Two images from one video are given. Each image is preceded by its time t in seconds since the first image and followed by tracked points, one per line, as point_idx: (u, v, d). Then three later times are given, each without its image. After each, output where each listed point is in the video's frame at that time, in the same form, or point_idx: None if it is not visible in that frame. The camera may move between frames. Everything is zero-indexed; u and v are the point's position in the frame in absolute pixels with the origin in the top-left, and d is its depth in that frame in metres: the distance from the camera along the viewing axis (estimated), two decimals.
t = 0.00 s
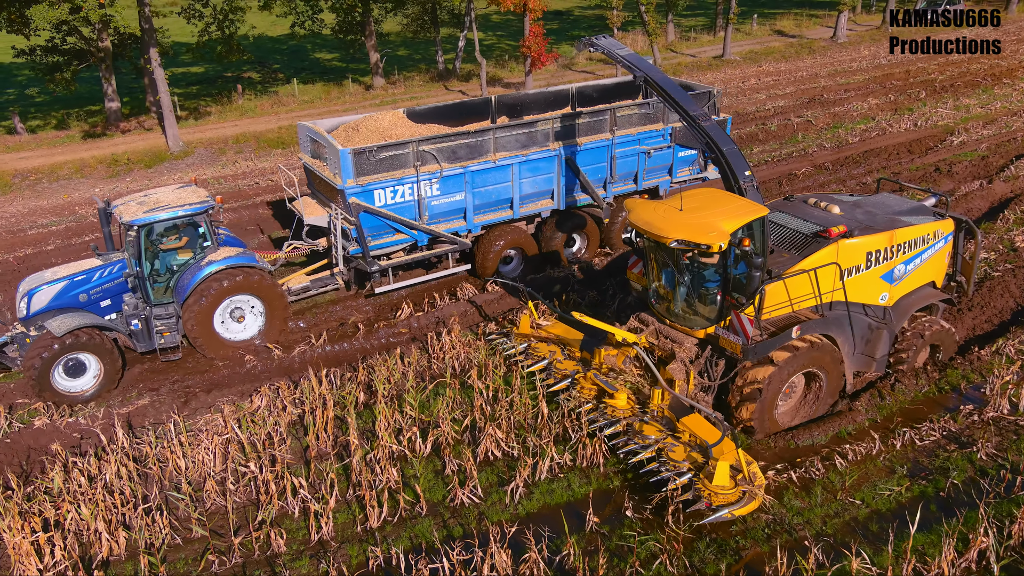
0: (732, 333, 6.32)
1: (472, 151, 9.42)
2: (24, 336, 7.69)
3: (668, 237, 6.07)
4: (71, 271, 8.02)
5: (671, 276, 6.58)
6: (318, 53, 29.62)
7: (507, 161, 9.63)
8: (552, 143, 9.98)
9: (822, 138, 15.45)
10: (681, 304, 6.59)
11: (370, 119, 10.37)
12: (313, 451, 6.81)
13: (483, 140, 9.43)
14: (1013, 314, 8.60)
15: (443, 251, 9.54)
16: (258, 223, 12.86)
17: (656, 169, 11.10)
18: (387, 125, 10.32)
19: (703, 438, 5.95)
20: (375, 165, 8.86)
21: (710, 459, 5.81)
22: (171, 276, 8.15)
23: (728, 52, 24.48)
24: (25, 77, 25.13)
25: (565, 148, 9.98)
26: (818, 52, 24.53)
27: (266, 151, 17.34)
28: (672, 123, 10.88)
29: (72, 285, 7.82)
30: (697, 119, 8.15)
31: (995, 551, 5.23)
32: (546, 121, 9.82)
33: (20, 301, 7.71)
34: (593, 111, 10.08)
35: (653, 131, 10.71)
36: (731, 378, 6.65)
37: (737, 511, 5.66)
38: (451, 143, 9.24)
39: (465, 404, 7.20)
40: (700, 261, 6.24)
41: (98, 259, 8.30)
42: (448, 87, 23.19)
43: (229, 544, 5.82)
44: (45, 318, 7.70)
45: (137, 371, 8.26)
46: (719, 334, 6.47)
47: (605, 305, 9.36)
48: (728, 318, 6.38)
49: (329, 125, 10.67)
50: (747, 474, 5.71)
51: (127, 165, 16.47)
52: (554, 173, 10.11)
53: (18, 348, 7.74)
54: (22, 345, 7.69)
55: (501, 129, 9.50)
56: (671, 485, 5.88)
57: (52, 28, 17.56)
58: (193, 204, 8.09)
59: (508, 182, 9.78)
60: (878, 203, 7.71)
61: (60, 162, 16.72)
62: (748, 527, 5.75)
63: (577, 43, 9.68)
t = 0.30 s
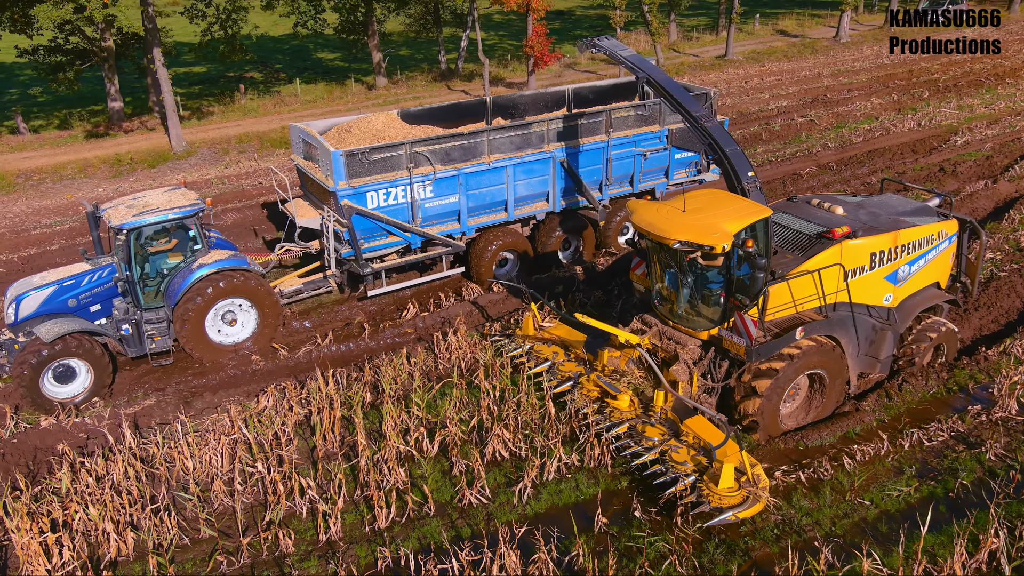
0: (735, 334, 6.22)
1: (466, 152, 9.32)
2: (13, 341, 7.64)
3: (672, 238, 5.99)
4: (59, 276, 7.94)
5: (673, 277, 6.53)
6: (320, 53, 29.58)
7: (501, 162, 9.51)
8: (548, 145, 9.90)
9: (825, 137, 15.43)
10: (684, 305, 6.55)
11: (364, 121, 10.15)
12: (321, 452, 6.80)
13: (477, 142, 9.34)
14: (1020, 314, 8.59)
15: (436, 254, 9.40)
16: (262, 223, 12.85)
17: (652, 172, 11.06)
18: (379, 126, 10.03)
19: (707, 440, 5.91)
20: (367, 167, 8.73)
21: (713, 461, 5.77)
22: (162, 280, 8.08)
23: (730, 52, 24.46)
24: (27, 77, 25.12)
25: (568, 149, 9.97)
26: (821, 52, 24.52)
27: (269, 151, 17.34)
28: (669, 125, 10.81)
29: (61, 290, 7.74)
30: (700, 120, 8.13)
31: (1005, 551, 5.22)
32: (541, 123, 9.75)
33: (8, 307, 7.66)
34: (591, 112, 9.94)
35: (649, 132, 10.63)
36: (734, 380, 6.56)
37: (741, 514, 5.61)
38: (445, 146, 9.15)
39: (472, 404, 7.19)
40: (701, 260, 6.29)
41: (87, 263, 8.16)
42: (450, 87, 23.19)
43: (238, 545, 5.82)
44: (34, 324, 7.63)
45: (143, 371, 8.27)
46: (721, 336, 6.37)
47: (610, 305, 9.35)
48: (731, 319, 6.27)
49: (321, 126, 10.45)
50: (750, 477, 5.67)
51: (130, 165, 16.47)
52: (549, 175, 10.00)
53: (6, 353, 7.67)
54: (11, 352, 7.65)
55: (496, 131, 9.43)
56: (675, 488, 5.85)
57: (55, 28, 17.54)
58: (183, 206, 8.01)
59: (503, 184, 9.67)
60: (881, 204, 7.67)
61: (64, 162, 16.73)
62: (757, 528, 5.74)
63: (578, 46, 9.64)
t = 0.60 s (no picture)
0: (737, 335, 6.24)
1: (458, 154, 9.33)
2: None
3: (674, 239, 5.95)
4: (46, 280, 7.79)
5: (675, 277, 6.52)
6: (322, 53, 29.52)
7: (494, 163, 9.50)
8: (540, 147, 9.95)
9: (828, 137, 15.42)
10: (685, 306, 6.54)
11: (355, 122, 10.12)
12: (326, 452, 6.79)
13: (469, 144, 9.35)
14: None
15: (428, 257, 9.36)
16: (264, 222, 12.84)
17: (647, 173, 11.00)
18: (371, 128, 10.02)
19: (709, 441, 5.84)
20: (359, 169, 8.72)
21: (716, 462, 5.71)
22: (150, 284, 7.95)
23: (733, 51, 24.43)
24: (28, 77, 25.10)
25: (568, 148, 10.04)
26: (823, 52, 24.51)
27: (272, 151, 17.33)
28: (663, 127, 10.82)
29: (48, 295, 7.58)
30: (701, 120, 8.07)
31: (1013, 552, 5.21)
32: (534, 124, 9.83)
33: None
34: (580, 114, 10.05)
35: (643, 134, 10.63)
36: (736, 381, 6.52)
37: (744, 516, 5.61)
38: (437, 147, 9.14)
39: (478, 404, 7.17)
40: (705, 261, 6.25)
41: (72, 266, 8.06)
42: (452, 87, 23.18)
43: (244, 545, 5.82)
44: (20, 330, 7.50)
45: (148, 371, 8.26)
46: (724, 337, 6.35)
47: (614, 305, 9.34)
48: (733, 320, 6.27)
49: (314, 127, 10.37)
50: (753, 478, 5.66)
51: (133, 164, 16.46)
52: (542, 177, 9.98)
53: None
54: None
55: (488, 132, 9.46)
56: (677, 491, 5.85)
57: (58, 28, 17.53)
58: (172, 209, 7.90)
59: (496, 186, 9.64)
60: (883, 205, 7.62)
61: (66, 162, 16.72)
62: (764, 528, 5.73)
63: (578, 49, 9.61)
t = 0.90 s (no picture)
0: (736, 336, 6.20)
1: (447, 155, 9.27)
2: None
3: (673, 240, 5.91)
4: (29, 286, 7.78)
5: (675, 277, 6.44)
6: (323, 52, 29.48)
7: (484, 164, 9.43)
8: (530, 148, 9.89)
9: (830, 137, 15.40)
10: (685, 307, 6.47)
11: (343, 123, 10.09)
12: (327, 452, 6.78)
13: (458, 145, 9.29)
14: None
15: (417, 259, 9.32)
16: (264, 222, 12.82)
17: (639, 175, 10.96)
18: (359, 129, 10.00)
19: (708, 443, 5.80)
20: (345, 170, 8.63)
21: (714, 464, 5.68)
22: (136, 288, 7.90)
23: (734, 51, 24.40)
24: (29, 77, 25.08)
25: (568, 148, 10.04)
26: (824, 52, 24.49)
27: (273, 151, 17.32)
28: (655, 128, 10.83)
29: (31, 300, 7.57)
30: (700, 120, 8.01)
31: (1017, 553, 5.20)
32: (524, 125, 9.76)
33: None
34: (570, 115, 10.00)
35: (635, 135, 10.60)
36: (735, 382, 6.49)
37: (742, 517, 5.56)
38: (425, 148, 9.07)
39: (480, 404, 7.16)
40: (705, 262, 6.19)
41: (56, 273, 8.02)
42: (453, 86, 23.17)
43: (245, 545, 5.81)
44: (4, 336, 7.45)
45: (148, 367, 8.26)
46: (723, 338, 6.32)
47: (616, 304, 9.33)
48: (733, 321, 6.23)
49: (300, 129, 10.23)
50: (751, 480, 5.59)
51: (134, 164, 16.45)
52: (533, 179, 9.91)
53: None
54: None
55: (477, 133, 9.41)
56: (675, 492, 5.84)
57: (58, 28, 17.52)
58: (157, 212, 7.85)
59: (485, 188, 9.57)
60: (884, 205, 7.60)
61: (67, 162, 16.70)
62: (767, 528, 5.72)
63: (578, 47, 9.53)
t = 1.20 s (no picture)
0: (734, 338, 6.18)
1: (435, 157, 9.19)
2: None
3: (670, 241, 5.94)
4: (11, 291, 7.70)
5: (672, 280, 6.47)
6: (323, 52, 29.44)
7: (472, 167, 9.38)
8: (519, 150, 9.82)
9: (830, 137, 15.39)
10: (683, 307, 6.47)
11: (330, 125, 10.07)
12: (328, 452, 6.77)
13: (446, 146, 9.21)
14: None
15: (405, 262, 9.26)
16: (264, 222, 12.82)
17: (630, 177, 10.85)
18: (345, 131, 9.97)
19: (705, 444, 5.83)
20: (332, 172, 8.59)
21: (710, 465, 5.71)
22: (119, 292, 7.77)
23: (734, 51, 24.40)
24: (29, 77, 25.06)
25: (567, 148, 10.08)
26: (824, 51, 24.48)
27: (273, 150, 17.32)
28: (646, 130, 10.77)
29: (13, 305, 7.50)
30: (698, 121, 8.06)
31: (1018, 553, 5.19)
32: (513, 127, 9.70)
33: None
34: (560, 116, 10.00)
35: (626, 137, 10.53)
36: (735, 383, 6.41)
37: (739, 519, 5.56)
38: (412, 150, 8.99)
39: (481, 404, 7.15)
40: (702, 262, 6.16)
41: (38, 277, 7.98)
42: (453, 86, 23.17)
43: (246, 545, 5.81)
44: None
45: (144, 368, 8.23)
46: (720, 339, 6.31)
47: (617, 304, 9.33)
48: (730, 322, 6.19)
49: (288, 130, 10.11)
50: (749, 482, 5.55)
51: (134, 164, 16.44)
52: (522, 181, 9.85)
53: None
54: None
55: (466, 135, 9.35)
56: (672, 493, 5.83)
57: (59, 28, 17.54)
58: (140, 214, 7.70)
59: (474, 190, 9.53)
60: (883, 205, 7.61)
61: (67, 162, 16.70)
62: (768, 528, 5.72)
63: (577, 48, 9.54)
